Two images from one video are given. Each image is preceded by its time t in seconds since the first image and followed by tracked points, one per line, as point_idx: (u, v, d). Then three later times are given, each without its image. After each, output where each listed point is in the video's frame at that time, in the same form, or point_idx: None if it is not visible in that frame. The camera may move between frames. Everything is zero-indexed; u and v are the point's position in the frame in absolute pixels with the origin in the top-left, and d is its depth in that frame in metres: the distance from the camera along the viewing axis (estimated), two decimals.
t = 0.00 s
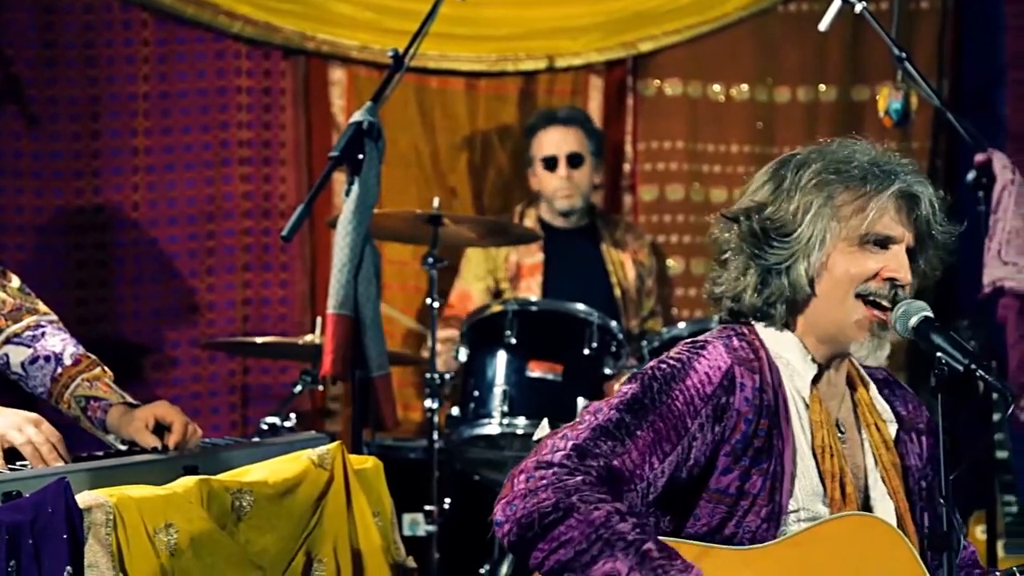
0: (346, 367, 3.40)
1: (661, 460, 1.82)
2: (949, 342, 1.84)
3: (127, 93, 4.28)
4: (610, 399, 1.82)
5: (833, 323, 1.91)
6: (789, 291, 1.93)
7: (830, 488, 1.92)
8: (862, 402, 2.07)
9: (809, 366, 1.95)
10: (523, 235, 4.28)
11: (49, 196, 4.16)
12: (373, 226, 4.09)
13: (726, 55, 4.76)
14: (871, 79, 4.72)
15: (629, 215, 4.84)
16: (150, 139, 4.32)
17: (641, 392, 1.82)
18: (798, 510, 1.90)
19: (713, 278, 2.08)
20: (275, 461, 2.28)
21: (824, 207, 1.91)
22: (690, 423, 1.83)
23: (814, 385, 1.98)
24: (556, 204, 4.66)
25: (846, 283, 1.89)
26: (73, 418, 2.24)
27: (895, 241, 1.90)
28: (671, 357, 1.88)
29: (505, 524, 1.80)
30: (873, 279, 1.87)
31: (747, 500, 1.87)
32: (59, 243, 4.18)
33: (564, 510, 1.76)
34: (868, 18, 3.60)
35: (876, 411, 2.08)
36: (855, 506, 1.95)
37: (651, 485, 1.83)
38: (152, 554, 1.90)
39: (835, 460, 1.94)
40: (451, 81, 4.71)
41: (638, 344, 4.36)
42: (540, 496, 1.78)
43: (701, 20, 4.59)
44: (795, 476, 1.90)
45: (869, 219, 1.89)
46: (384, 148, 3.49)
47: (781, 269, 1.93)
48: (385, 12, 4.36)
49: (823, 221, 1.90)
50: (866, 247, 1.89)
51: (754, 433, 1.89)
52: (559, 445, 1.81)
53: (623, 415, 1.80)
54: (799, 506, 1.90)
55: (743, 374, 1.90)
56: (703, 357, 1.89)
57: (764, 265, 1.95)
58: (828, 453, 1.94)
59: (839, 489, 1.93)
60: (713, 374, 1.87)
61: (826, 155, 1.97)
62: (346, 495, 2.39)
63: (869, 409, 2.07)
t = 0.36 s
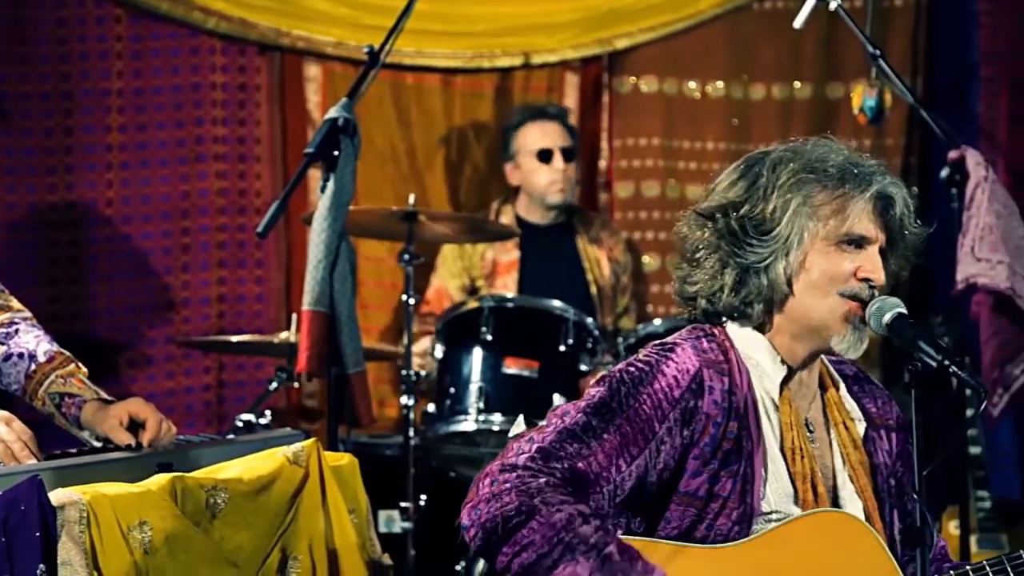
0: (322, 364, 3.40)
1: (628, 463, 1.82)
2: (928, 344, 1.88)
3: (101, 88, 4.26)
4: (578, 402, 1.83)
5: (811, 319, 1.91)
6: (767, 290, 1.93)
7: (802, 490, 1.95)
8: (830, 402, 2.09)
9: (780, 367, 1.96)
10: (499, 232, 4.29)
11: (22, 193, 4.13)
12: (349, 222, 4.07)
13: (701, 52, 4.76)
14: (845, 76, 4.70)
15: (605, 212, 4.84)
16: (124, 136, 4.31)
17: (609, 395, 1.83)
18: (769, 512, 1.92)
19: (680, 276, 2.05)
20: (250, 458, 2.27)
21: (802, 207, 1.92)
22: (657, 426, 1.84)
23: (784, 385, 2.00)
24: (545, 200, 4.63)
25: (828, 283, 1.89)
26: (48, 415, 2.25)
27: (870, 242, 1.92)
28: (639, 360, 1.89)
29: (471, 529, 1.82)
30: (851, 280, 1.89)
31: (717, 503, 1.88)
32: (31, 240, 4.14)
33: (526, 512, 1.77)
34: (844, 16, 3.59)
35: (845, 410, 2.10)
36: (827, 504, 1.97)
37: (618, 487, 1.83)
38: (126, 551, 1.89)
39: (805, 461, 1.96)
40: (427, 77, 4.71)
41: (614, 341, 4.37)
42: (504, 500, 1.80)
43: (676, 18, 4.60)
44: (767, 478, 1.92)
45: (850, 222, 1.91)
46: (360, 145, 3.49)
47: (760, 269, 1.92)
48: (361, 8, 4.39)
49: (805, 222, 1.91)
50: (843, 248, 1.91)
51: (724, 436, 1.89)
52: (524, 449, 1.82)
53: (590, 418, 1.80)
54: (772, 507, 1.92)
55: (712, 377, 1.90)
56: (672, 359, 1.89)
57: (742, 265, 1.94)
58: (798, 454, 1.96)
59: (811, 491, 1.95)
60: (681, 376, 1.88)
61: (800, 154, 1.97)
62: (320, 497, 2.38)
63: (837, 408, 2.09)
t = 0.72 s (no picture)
0: (298, 358, 3.39)
1: (611, 451, 1.86)
2: (896, 331, 1.89)
3: (76, 82, 4.29)
4: (563, 390, 1.87)
5: (788, 318, 1.94)
6: (739, 294, 1.96)
7: (782, 482, 1.98)
8: (812, 397, 2.12)
9: (764, 359, 2.00)
10: (477, 226, 4.29)
11: None
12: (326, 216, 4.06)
13: (678, 46, 4.76)
14: (822, 71, 4.72)
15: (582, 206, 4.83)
16: (99, 129, 4.33)
17: (593, 384, 1.86)
18: (750, 502, 1.94)
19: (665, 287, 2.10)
20: (226, 452, 2.27)
21: (763, 210, 1.94)
22: (643, 415, 1.87)
23: (770, 378, 2.03)
24: (544, 195, 4.75)
25: (801, 284, 1.92)
26: (23, 399, 2.28)
27: (837, 236, 1.94)
28: (625, 350, 1.92)
29: (462, 509, 1.85)
30: (824, 278, 1.91)
31: (699, 492, 1.90)
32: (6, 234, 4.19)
33: (522, 483, 1.81)
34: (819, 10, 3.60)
35: (825, 404, 2.13)
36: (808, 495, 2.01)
37: (601, 475, 1.87)
38: (102, 547, 1.88)
39: (786, 453, 1.99)
40: (403, 71, 4.69)
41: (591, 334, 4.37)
42: (496, 476, 1.83)
43: (653, 12, 4.61)
44: (748, 467, 1.94)
45: (811, 219, 1.94)
46: (336, 139, 3.49)
47: (729, 276, 1.96)
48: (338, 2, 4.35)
49: (766, 226, 1.94)
50: (809, 245, 1.93)
51: (707, 426, 1.91)
52: (511, 433, 1.86)
53: (575, 406, 1.84)
54: (752, 497, 1.94)
55: (697, 368, 1.93)
56: (658, 349, 1.93)
57: (712, 274, 1.98)
58: (779, 446, 1.99)
59: (790, 483, 1.98)
60: (667, 366, 1.91)
61: (758, 155, 2.00)
62: (297, 489, 2.38)
63: (818, 403, 2.12)
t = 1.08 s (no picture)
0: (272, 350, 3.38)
1: (596, 436, 1.86)
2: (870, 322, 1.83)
3: (48, 71, 4.30)
4: (551, 374, 1.88)
5: (770, 311, 1.97)
6: (712, 297, 2.01)
7: (762, 474, 2.03)
8: (798, 395, 2.16)
9: (752, 352, 2.03)
10: (455, 216, 4.29)
11: None
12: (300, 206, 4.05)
13: (653, 37, 4.77)
14: (796, 63, 4.76)
15: (557, 196, 4.82)
16: (71, 120, 4.33)
17: (583, 368, 1.87)
18: (730, 492, 1.99)
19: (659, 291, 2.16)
20: (200, 445, 2.26)
21: (726, 213, 1.98)
22: (630, 401, 1.88)
23: (758, 371, 2.06)
24: (523, 190, 4.71)
25: (776, 278, 1.95)
26: None
27: (802, 230, 1.96)
28: (615, 337, 1.94)
29: (441, 485, 1.82)
30: (796, 269, 1.94)
31: (680, 480, 1.95)
32: None
33: (504, 468, 1.79)
34: None
35: (810, 403, 2.17)
36: (787, 487, 2.05)
37: (585, 460, 1.87)
38: (74, 540, 1.87)
39: (769, 446, 2.03)
40: (378, 62, 4.67)
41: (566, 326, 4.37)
42: (477, 457, 1.81)
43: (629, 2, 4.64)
44: (730, 458, 1.98)
45: (768, 217, 1.95)
46: (310, 129, 3.50)
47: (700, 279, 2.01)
48: None
49: (728, 228, 1.97)
50: (773, 241, 1.95)
51: (693, 416, 1.95)
52: (497, 413, 1.85)
53: (563, 389, 1.85)
54: (731, 488, 1.99)
55: (686, 358, 1.96)
56: (648, 338, 1.95)
57: (685, 279, 2.03)
58: (763, 438, 2.03)
59: (771, 475, 2.03)
60: (656, 355, 1.93)
61: (720, 159, 2.03)
62: (273, 481, 2.38)
63: (803, 402, 2.15)
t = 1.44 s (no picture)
0: (251, 344, 3.37)
1: (577, 429, 1.90)
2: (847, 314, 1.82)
3: (24, 64, 4.27)
4: (532, 366, 1.90)
5: (750, 304, 1.97)
6: (694, 288, 2.02)
7: (742, 467, 2.03)
8: (778, 389, 2.16)
9: (734, 346, 2.05)
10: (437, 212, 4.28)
11: None
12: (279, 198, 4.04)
13: (631, 31, 4.78)
14: (774, 56, 4.75)
15: (536, 189, 4.81)
16: (48, 112, 4.31)
17: (564, 361, 1.90)
18: (709, 485, 2.00)
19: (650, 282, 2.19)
20: (179, 438, 2.25)
21: (707, 203, 1.99)
22: (611, 396, 1.92)
23: (739, 365, 2.08)
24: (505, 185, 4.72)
25: (758, 269, 1.95)
26: None
27: (783, 221, 1.96)
28: (598, 331, 1.97)
29: (417, 479, 1.85)
30: (777, 262, 1.94)
31: (661, 473, 1.97)
32: None
33: (476, 466, 1.82)
34: None
35: (789, 397, 2.18)
36: (766, 481, 2.06)
37: (566, 453, 1.91)
38: (52, 534, 1.86)
39: (749, 439, 2.04)
40: (357, 54, 4.67)
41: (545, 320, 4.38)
42: (452, 453, 1.84)
43: None
44: (710, 451, 2.00)
45: (748, 207, 1.96)
46: (289, 122, 3.48)
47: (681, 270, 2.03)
48: None
49: (709, 218, 1.99)
50: (753, 232, 1.96)
51: (674, 409, 1.98)
52: (476, 406, 1.88)
53: (544, 382, 1.88)
54: (711, 481, 2.00)
55: (667, 352, 1.98)
56: (630, 333, 1.98)
57: (667, 270, 2.05)
58: (744, 431, 2.04)
59: (750, 468, 2.04)
60: (637, 349, 1.96)
61: (702, 150, 2.05)
62: (252, 474, 2.38)
63: (783, 396, 2.16)
